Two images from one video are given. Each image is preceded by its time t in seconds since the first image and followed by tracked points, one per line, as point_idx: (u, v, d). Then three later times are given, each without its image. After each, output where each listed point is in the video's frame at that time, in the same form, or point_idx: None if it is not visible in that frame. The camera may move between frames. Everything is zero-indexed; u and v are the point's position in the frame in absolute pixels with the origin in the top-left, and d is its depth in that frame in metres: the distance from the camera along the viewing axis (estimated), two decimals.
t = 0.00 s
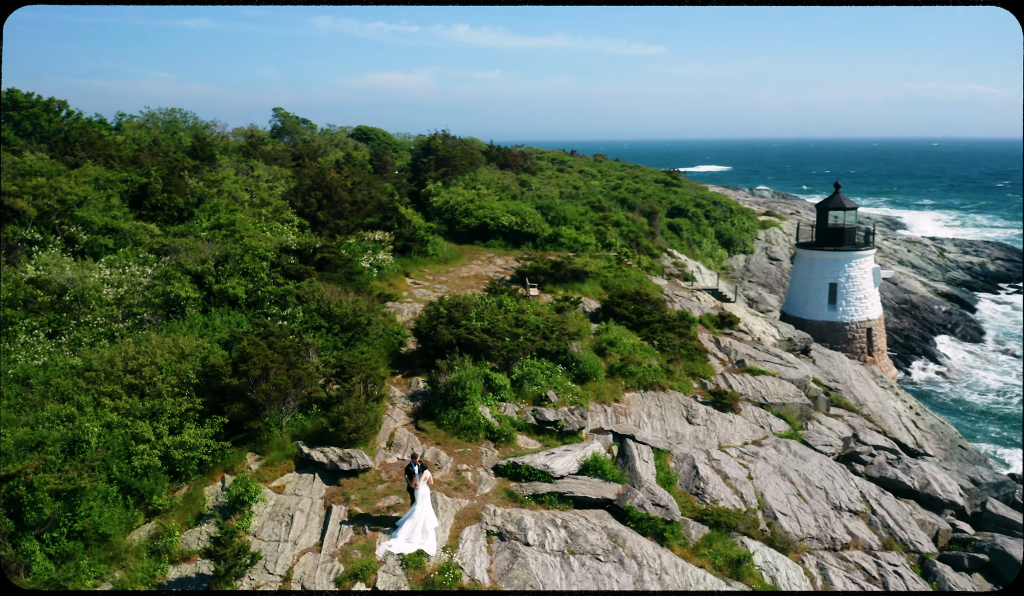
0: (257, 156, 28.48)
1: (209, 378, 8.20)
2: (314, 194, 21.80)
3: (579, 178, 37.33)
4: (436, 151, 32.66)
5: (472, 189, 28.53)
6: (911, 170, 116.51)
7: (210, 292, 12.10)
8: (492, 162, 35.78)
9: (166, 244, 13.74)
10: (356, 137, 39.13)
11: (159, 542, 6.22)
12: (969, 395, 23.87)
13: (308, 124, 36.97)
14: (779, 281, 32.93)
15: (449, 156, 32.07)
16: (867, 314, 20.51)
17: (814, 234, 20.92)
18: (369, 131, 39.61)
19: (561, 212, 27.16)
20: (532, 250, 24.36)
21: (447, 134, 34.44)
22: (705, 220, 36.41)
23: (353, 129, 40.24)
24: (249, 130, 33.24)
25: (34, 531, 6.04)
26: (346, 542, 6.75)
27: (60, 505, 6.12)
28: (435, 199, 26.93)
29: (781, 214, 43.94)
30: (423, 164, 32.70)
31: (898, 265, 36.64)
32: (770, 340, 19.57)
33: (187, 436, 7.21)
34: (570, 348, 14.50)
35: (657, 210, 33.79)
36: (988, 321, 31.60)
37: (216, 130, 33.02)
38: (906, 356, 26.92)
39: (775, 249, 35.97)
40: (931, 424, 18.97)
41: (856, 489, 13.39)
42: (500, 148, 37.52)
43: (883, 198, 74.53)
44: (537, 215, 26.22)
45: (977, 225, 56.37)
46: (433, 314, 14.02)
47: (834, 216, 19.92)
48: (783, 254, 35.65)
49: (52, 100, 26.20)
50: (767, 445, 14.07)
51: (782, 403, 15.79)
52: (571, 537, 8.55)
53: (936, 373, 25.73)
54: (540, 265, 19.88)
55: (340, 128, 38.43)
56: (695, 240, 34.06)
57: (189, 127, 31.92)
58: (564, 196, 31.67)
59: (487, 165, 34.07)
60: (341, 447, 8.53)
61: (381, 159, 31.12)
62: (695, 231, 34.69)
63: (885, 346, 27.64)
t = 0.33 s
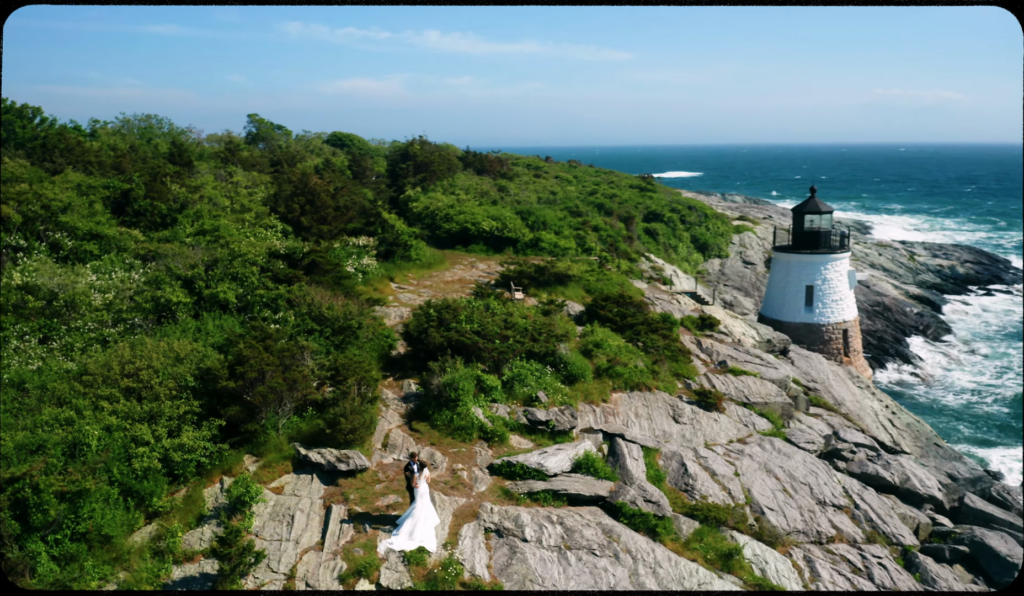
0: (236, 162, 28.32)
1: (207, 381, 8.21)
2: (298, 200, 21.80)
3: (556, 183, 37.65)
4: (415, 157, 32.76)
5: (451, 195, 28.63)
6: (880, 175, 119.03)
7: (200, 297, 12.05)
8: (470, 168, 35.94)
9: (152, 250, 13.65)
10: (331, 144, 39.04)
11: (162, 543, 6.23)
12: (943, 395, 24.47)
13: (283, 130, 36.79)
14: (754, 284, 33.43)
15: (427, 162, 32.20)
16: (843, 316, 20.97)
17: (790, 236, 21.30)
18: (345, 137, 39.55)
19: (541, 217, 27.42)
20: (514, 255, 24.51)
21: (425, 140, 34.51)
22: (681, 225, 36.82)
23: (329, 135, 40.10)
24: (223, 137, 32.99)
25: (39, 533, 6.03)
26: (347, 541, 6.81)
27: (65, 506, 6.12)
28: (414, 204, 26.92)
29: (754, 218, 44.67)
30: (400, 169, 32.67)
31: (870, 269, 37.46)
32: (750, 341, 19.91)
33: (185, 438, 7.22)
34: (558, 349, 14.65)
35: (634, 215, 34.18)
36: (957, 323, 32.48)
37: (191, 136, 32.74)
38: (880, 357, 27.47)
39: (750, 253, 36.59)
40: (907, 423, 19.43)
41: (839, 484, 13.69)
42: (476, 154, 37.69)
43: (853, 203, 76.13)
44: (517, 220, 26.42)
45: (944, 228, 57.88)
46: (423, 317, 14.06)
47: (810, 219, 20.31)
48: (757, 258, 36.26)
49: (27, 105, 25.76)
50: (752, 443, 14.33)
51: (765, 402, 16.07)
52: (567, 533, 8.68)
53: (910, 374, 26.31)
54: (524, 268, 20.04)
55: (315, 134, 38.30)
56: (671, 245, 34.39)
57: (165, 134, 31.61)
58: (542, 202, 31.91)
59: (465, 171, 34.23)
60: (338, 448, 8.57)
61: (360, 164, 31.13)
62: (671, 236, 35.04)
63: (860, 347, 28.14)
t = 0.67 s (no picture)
0: (214, 167, 28.13)
1: (204, 383, 8.23)
2: (281, 205, 21.84)
3: (533, 188, 37.94)
4: (394, 161, 32.82)
5: (430, 200, 28.62)
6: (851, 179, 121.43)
7: (190, 301, 12.00)
8: (447, 172, 36.05)
9: (139, 254, 13.58)
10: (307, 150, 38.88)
11: (165, 543, 6.25)
12: (918, 394, 25.03)
13: (258, 135, 36.54)
14: (730, 286, 33.69)
15: (406, 166, 32.31)
16: (820, 316, 21.39)
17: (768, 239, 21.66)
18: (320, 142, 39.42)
19: (522, 221, 27.64)
20: (496, 259, 24.62)
21: (403, 145, 34.54)
22: (657, 229, 36.99)
23: (303, 140, 39.74)
24: (199, 142, 32.72)
25: (45, 535, 6.03)
26: (349, 539, 6.87)
27: (71, 508, 6.14)
28: (394, 209, 26.87)
29: (729, 222, 45.35)
30: (379, 174, 32.68)
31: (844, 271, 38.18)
32: (731, 342, 20.22)
33: (185, 440, 7.23)
34: (547, 350, 14.78)
35: (611, 220, 34.46)
36: (929, 323, 33.30)
37: (168, 142, 32.50)
38: (855, 357, 27.95)
39: (725, 257, 37.14)
40: (883, 421, 19.87)
41: (822, 480, 14.00)
42: (453, 159, 37.79)
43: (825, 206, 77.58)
44: (498, 224, 26.58)
45: (912, 231, 59.32)
46: (414, 319, 14.11)
47: (786, 222, 20.68)
48: (733, 261, 36.77)
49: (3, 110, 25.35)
50: (737, 441, 14.58)
51: (748, 400, 16.34)
52: (563, 528, 8.82)
53: (885, 374, 26.86)
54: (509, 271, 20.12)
55: (291, 139, 38.10)
56: (648, 249, 34.63)
57: (141, 139, 31.30)
58: (520, 206, 32.10)
59: (442, 175, 34.30)
60: (334, 449, 8.61)
61: (339, 169, 31.09)
62: (648, 240, 35.26)
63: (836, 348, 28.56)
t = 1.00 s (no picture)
0: (193, 170, 27.91)
1: (202, 386, 8.26)
2: (265, 208, 21.78)
3: (511, 190, 38.17)
4: (374, 164, 32.86)
5: (411, 202, 28.67)
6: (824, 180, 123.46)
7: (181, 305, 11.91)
8: (425, 175, 36.13)
9: (125, 258, 13.50)
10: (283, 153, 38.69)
11: (169, 544, 6.28)
12: (894, 392, 25.57)
13: (234, 138, 36.24)
14: (706, 288, 33.96)
15: (386, 169, 32.36)
16: (797, 316, 21.80)
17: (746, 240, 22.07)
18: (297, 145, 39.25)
19: (502, 223, 27.83)
20: (478, 261, 24.74)
21: (382, 147, 34.53)
22: (634, 231, 37.49)
23: (280, 143, 39.53)
24: (175, 146, 32.43)
25: (53, 537, 6.04)
26: (350, 537, 6.94)
27: (78, 510, 6.15)
28: (375, 211, 26.82)
29: (705, 224, 46.01)
30: (359, 177, 32.62)
31: (818, 271, 38.79)
32: (713, 341, 20.52)
33: (184, 442, 7.26)
34: (536, 350, 14.90)
35: (590, 222, 34.77)
36: (901, 322, 34.03)
37: (144, 145, 32.17)
38: (831, 357, 28.38)
39: (701, 258, 37.61)
40: (861, 418, 20.30)
41: (806, 474, 14.30)
42: (430, 162, 37.83)
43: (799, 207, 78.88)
44: (479, 226, 26.73)
45: (884, 231, 60.61)
46: (405, 320, 14.16)
47: (764, 223, 21.08)
48: (708, 263, 37.22)
49: None
50: (723, 438, 14.84)
51: (731, 398, 16.64)
52: (559, 524, 8.96)
53: (861, 373, 27.31)
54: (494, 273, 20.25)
55: (268, 142, 37.90)
56: (626, 250, 35.01)
57: (117, 142, 30.91)
58: (499, 209, 32.23)
59: (420, 178, 34.33)
60: (332, 449, 8.66)
61: (318, 172, 31.00)
62: (626, 242, 35.66)
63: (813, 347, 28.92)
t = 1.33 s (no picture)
0: (173, 172, 27.64)
1: (201, 387, 8.29)
2: (249, 210, 21.68)
3: (489, 191, 38.31)
4: (353, 165, 32.83)
5: (391, 202, 28.69)
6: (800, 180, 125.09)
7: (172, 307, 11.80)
8: (403, 175, 36.15)
9: (113, 261, 13.40)
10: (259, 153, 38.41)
11: (173, 544, 6.32)
12: (870, 388, 26.02)
13: (209, 138, 35.83)
14: (684, 286, 34.02)
15: (365, 169, 32.38)
16: (776, 314, 22.19)
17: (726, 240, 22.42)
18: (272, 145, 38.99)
19: (483, 224, 27.98)
20: (461, 261, 24.84)
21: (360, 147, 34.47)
22: (612, 230, 37.88)
23: (255, 143, 39.22)
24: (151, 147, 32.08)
25: (62, 538, 6.07)
26: (353, 534, 7.01)
27: (85, 511, 6.17)
28: (356, 212, 26.81)
29: (682, 224, 46.53)
30: (338, 178, 32.49)
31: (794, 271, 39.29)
32: (695, 339, 20.79)
33: (184, 443, 7.28)
34: (525, 350, 14.99)
35: (568, 222, 35.01)
36: (875, 319, 34.68)
37: (119, 145, 31.82)
38: (808, 354, 28.68)
39: (679, 257, 37.91)
40: (840, 413, 20.72)
41: (791, 469, 14.58)
42: (408, 162, 37.81)
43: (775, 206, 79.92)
44: (461, 227, 26.83)
45: (857, 230, 61.70)
46: (396, 321, 14.20)
47: (743, 223, 21.44)
48: (686, 261, 37.50)
49: None
50: (709, 434, 15.07)
51: (716, 395, 16.90)
52: (555, 519, 9.10)
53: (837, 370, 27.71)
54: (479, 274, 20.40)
55: (245, 143, 37.61)
56: (604, 250, 35.31)
57: (93, 143, 30.49)
58: (478, 209, 32.31)
59: (398, 178, 34.26)
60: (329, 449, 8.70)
61: (298, 173, 30.83)
62: (604, 241, 35.98)
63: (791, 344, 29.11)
